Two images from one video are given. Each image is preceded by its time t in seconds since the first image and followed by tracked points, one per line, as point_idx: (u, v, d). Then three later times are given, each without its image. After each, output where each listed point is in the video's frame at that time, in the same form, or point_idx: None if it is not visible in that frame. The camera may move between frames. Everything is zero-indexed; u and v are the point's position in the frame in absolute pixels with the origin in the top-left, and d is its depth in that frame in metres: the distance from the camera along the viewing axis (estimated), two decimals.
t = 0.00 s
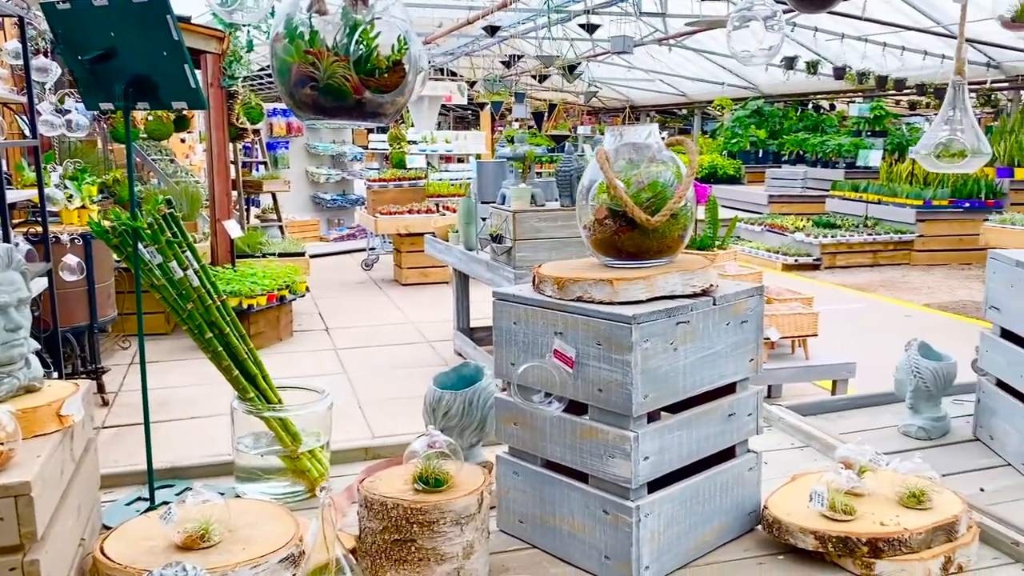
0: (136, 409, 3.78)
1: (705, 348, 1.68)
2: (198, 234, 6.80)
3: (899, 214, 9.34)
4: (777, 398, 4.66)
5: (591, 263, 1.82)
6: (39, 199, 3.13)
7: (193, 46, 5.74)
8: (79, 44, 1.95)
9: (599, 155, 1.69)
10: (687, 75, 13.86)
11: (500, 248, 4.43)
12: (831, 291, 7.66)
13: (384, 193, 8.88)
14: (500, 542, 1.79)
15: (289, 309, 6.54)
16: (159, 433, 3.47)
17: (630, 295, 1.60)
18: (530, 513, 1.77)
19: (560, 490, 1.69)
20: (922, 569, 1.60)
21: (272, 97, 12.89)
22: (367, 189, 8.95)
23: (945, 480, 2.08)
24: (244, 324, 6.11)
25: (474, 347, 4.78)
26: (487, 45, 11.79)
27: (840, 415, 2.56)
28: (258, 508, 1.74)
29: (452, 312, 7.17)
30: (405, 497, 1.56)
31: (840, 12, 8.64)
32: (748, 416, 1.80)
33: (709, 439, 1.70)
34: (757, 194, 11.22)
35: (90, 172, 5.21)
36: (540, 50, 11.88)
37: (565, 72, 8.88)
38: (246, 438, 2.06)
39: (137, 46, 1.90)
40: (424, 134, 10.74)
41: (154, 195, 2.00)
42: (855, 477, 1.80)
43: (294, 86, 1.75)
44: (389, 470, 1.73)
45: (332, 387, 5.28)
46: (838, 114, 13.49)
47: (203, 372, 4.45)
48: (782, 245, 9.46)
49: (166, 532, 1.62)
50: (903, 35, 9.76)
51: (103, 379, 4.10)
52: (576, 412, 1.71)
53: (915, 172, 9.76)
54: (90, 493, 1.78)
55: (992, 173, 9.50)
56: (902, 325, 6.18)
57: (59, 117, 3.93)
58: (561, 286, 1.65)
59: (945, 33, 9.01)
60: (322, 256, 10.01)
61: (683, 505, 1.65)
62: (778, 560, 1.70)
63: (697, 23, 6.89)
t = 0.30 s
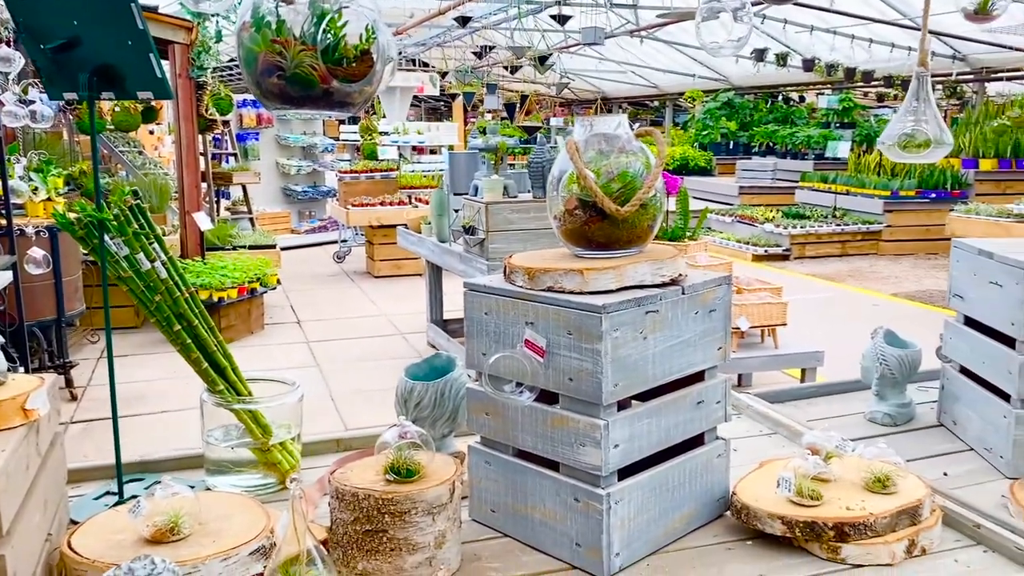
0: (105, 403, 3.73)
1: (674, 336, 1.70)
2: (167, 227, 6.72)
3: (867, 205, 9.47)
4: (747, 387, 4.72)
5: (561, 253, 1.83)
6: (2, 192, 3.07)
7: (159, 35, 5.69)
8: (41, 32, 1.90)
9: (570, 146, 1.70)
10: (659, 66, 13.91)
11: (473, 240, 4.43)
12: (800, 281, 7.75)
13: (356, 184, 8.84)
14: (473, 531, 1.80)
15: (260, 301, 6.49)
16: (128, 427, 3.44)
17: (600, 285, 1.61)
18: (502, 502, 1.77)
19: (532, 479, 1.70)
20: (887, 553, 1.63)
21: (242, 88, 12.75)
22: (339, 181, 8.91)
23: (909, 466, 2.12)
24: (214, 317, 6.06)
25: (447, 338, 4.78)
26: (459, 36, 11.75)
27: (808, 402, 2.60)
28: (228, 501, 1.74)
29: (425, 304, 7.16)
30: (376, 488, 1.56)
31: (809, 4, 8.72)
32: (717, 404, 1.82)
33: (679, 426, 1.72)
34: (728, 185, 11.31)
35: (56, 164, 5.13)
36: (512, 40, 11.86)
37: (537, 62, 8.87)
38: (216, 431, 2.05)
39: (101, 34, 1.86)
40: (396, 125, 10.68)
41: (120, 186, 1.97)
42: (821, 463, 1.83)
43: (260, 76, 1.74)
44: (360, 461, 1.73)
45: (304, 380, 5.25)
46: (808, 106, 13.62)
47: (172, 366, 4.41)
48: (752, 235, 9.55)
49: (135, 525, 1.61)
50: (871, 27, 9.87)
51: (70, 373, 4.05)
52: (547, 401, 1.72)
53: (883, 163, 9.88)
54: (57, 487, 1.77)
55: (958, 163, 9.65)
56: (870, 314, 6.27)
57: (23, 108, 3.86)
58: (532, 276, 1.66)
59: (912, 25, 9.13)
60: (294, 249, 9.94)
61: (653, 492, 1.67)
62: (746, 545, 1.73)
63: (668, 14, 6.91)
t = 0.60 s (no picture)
0: (71, 396, 3.68)
1: (639, 322, 1.71)
2: (134, 217, 6.63)
3: (836, 193, 9.57)
4: (717, 373, 4.77)
5: (528, 240, 1.83)
6: None
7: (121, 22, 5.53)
8: None
9: (536, 133, 1.69)
10: (631, 55, 13.92)
11: (444, 229, 4.42)
12: (769, 269, 7.83)
13: (326, 173, 8.78)
14: (441, 518, 1.81)
15: (229, 292, 6.43)
16: (95, 420, 3.40)
17: (566, 272, 1.62)
18: (470, 488, 1.78)
19: (499, 465, 1.70)
20: (849, 534, 1.66)
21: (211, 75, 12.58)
22: (309, 170, 8.84)
23: (873, 448, 2.15)
24: (183, 308, 5.99)
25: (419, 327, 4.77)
26: (430, 23, 11.67)
27: (774, 387, 2.63)
28: (194, 491, 1.73)
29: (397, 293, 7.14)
30: (343, 476, 1.57)
31: None
32: (682, 388, 1.83)
33: (645, 411, 1.74)
34: (700, 173, 11.38)
35: (18, 152, 5.04)
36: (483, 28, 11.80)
37: (508, 50, 8.84)
38: (182, 422, 2.03)
39: (57, 19, 1.83)
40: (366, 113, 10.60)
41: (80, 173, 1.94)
42: (785, 447, 1.85)
43: (221, 61, 1.72)
44: (327, 449, 1.73)
45: (275, 371, 5.22)
46: (778, 95, 13.71)
47: (140, 358, 4.36)
48: (723, 223, 9.62)
49: (99, 516, 1.59)
50: (839, 16, 9.94)
51: (35, 366, 3.98)
52: (515, 387, 1.73)
53: (852, 151, 9.99)
54: (18, 478, 1.74)
55: (924, 151, 9.78)
56: (837, 300, 6.35)
57: None
58: (498, 263, 1.66)
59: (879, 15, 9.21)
60: (265, 238, 9.86)
61: (620, 476, 1.69)
62: (712, 528, 1.75)
63: (639, 2, 6.91)
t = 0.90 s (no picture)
0: (38, 386, 3.63)
1: (609, 307, 1.72)
2: (101, 205, 6.53)
3: (807, 179, 9.65)
4: (689, 358, 4.81)
5: (498, 226, 1.82)
6: None
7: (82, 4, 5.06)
8: None
9: (504, 117, 1.69)
10: (604, 41, 13.91)
11: (417, 216, 4.41)
12: (741, 255, 7.89)
13: (297, 160, 8.71)
14: (412, 504, 1.81)
15: (200, 280, 6.37)
16: (63, 410, 3.36)
17: (535, 257, 1.62)
18: (441, 474, 1.78)
19: (470, 450, 1.71)
20: (815, 514, 1.69)
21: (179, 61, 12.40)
22: (280, 156, 8.75)
23: (840, 430, 2.18)
24: (152, 297, 5.93)
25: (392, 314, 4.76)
26: (402, 8, 11.57)
27: (744, 371, 2.66)
28: (163, 479, 1.72)
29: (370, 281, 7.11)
30: (313, 462, 1.57)
31: None
32: (651, 372, 1.85)
33: (615, 395, 1.75)
34: (672, 160, 11.43)
35: None
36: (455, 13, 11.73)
37: (479, 35, 8.80)
38: (150, 411, 2.02)
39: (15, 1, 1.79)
40: (338, 99, 10.51)
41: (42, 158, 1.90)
42: (753, 429, 1.88)
43: (185, 45, 1.69)
44: (297, 436, 1.72)
45: (247, 359, 5.19)
46: (750, 81, 13.77)
47: (109, 347, 4.30)
48: (695, 210, 9.68)
49: (65, 505, 1.57)
50: (810, 3, 10.00)
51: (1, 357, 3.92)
52: (485, 372, 1.73)
53: (822, 137, 10.08)
54: None
55: (893, 137, 9.88)
56: (808, 285, 6.42)
57: None
58: (468, 249, 1.66)
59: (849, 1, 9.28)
60: (235, 227, 9.77)
61: (590, 460, 1.70)
62: (682, 510, 1.77)
63: None
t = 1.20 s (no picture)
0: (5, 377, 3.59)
1: (577, 292, 1.72)
2: (69, 192, 6.44)
3: (779, 164, 9.72)
4: (662, 343, 4.84)
5: (467, 211, 1.82)
6: None
7: None
8: None
9: (472, 101, 1.68)
10: (578, 26, 13.87)
11: (390, 202, 4.38)
12: (714, 240, 7.95)
13: (268, 146, 8.63)
14: (382, 490, 1.81)
15: (171, 268, 6.30)
16: (31, 400, 3.31)
17: (503, 241, 1.62)
18: (411, 459, 1.78)
19: (439, 435, 1.71)
20: (782, 494, 1.71)
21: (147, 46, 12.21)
22: (251, 143, 8.66)
23: (808, 412, 2.20)
24: (122, 286, 5.86)
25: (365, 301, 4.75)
26: None
27: (714, 355, 2.68)
28: (130, 467, 1.71)
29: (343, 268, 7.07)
30: (280, 449, 1.56)
31: None
32: (621, 356, 1.86)
33: (584, 379, 1.75)
34: (646, 146, 11.46)
35: None
36: None
37: (452, 20, 8.74)
38: (117, 399, 2.00)
39: None
40: (310, 85, 10.41)
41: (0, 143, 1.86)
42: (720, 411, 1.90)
43: (144, 28, 1.67)
44: (265, 423, 1.71)
45: (219, 348, 5.15)
46: (723, 67, 13.81)
47: (78, 337, 4.25)
48: (669, 196, 9.72)
49: (29, 495, 1.56)
50: None
51: None
52: (454, 358, 1.73)
53: (795, 123, 10.15)
54: None
55: (864, 123, 9.96)
56: (780, 270, 6.48)
57: None
58: (435, 234, 1.65)
59: None
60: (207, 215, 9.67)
61: (559, 444, 1.71)
62: (651, 492, 1.78)
63: None
